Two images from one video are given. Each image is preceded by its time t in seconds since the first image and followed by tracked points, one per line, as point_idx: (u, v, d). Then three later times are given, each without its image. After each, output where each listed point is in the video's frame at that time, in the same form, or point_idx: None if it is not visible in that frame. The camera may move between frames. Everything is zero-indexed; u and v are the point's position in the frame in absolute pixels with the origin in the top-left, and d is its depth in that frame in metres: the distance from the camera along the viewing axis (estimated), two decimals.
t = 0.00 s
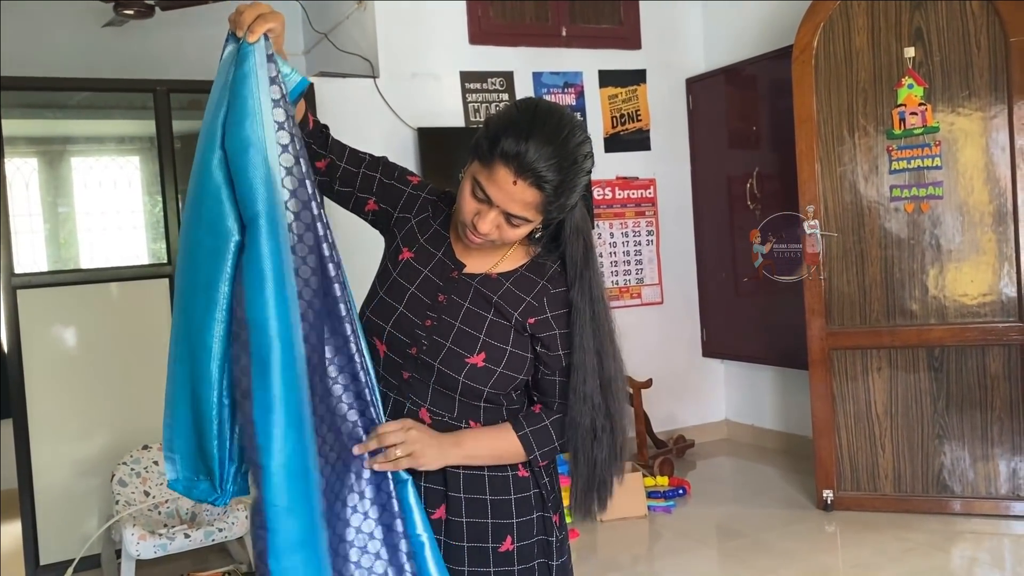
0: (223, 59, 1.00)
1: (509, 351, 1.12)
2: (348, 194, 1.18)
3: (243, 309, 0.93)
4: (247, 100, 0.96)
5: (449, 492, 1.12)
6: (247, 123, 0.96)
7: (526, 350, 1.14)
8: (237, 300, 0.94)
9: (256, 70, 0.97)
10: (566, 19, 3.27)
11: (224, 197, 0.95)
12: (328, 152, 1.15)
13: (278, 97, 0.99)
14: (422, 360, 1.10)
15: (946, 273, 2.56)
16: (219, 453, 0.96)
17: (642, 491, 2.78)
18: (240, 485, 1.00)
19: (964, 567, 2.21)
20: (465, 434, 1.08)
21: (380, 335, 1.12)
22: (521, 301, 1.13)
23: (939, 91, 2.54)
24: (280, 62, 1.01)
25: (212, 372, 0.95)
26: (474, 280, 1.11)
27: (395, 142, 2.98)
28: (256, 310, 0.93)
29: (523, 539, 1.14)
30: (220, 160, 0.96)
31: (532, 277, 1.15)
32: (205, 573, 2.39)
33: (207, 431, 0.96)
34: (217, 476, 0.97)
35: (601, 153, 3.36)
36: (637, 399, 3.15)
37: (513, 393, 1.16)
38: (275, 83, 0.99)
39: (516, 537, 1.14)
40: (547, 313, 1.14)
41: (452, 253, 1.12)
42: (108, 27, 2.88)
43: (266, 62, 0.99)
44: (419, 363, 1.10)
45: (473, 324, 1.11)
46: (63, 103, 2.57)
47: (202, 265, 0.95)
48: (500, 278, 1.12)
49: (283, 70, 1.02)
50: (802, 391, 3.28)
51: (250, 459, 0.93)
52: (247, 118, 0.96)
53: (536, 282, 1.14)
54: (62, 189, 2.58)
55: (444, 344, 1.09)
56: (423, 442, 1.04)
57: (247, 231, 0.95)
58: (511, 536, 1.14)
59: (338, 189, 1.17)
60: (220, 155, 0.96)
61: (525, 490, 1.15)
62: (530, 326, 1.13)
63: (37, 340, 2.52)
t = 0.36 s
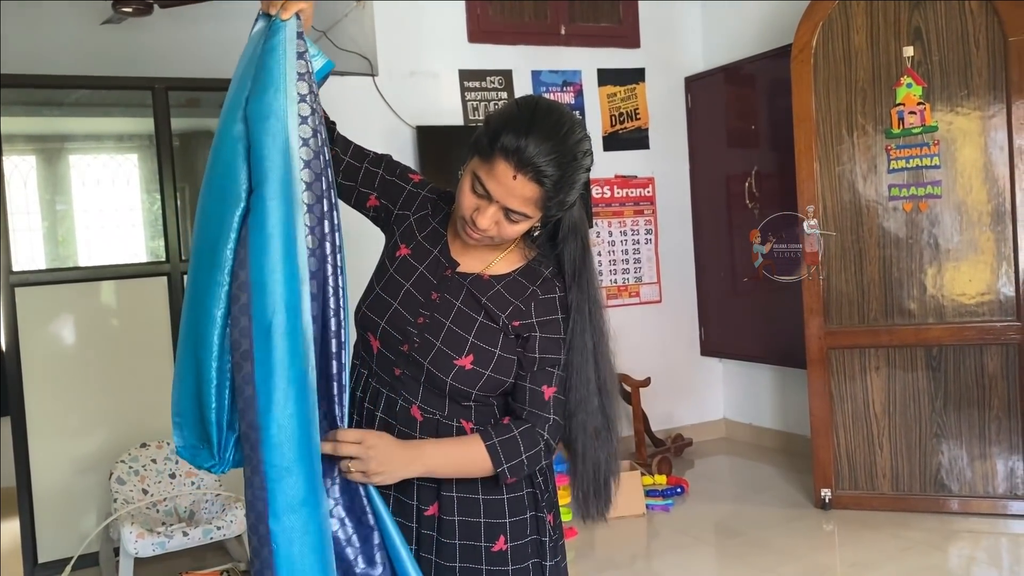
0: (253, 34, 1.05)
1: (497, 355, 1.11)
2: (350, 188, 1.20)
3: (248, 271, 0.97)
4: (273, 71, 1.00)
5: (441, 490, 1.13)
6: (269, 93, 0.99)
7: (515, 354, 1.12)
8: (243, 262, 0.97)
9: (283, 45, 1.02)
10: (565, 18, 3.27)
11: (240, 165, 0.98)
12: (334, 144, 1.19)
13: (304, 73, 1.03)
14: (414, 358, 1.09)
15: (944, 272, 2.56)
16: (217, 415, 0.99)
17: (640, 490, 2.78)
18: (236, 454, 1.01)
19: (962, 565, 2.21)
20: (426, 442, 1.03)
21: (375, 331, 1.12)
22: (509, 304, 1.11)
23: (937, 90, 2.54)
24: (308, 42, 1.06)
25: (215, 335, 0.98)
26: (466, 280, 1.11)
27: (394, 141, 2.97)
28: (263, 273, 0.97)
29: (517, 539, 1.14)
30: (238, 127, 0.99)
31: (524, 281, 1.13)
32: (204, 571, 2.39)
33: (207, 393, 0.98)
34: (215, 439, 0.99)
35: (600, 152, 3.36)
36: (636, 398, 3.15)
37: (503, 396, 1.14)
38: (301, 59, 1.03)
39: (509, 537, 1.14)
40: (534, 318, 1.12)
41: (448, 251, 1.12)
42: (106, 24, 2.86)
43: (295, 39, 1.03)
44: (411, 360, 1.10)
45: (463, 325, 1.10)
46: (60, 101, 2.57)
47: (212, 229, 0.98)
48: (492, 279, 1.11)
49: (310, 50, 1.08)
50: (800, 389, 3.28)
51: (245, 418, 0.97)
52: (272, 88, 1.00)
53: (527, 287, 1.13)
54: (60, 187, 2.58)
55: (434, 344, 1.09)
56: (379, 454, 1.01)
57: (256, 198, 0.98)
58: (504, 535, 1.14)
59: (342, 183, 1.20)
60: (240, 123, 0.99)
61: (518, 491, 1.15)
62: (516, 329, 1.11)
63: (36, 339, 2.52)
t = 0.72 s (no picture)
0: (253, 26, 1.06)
1: (488, 352, 1.10)
2: (350, 186, 1.21)
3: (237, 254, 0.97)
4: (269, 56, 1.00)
5: (435, 488, 1.12)
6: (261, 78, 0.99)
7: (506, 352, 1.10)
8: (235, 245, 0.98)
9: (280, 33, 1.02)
10: (564, 16, 3.27)
11: (232, 150, 0.98)
12: (334, 142, 1.20)
13: (298, 61, 1.04)
14: (407, 354, 1.09)
15: (944, 271, 2.56)
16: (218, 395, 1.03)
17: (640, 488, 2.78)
18: (233, 437, 1.06)
19: (960, 564, 2.21)
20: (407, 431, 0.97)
21: (370, 327, 1.12)
22: (500, 300, 1.10)
23: (937, 89, 2.54)
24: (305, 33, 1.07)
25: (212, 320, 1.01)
26: (459, 276, 1.11)
27: (394, 139, 2.97)
28: (249, 257, 0.96)
29: (511, 537, 1.14)
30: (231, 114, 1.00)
31: (517, 278, 1.12)
32: (203, 569, 2.39)
33: (205, 376, 1.01)
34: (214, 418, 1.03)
35: (599, 151, 3.36)
36: (635, 396, 3.15)
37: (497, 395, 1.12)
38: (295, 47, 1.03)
39: (503, 535, 1.14)
40: (526, 314, 1.09)
41: (444, 248, 1.12)
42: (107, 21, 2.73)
43: (291, 29, 1.04)
44: (404, 357, 1.10)
45: (455, 322, 1.09)
46: (60, 98, 2.56)
47: (208, 214, 1.00)
48: (485, 276, 1.11)
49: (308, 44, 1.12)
50: (799, 388, 3.28)
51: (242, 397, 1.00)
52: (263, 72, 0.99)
53: (520, 284, 1.11)
54: (59, 184, 2.57)
55: (426, 340, 1.08)
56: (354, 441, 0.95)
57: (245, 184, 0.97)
58: (498, 534, 1.13)
59: (341, 181, 1.21)
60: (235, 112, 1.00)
61: (512, 489, 1.15)
62: (508, 325, 1.09)
63: (36, 337, 2.52)
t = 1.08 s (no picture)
0: (252, 26, 1.06)
1: (492, 348, 1.10)
2: (348, 186, 1.21)
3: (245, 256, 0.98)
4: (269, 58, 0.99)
5: (435, 486, 1.12)
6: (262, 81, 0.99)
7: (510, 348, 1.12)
8: (242, 246, 0.99)
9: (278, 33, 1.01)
10: (563, 14, 3.26)
11: (234, 155, 0.99)
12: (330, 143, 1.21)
13: (299, 61, 1.02)
14: (410, 352, 1.09)
15: (942, 270, 2.56)
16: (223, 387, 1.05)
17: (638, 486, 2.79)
18: (241, 425, 1.09)
19: (957, 563, 2.21)
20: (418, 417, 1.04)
21: (371, 326, 1.12)
22: (504, 298, 1.11)
23: (936, 87, 2.53)
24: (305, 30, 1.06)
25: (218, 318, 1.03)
26: (460, 274, 1.11)
27: (393, 137, 2.97)
28: (260, 258, 0.97)
29: (511, 535, 1.14)
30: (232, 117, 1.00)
31: (519, 276, 1.13)
32: (202, 566, 2.39)
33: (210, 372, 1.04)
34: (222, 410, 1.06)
35: (598, 149, 3.36)
36: (634, 394, 3.15)
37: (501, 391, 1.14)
38: (295, 45, 1.02)
39: (503, 533, 1.14)
40: (530, 312, 1.11)
41: (444, 246, 1.12)
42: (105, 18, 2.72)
43: (290, 27, 1.03)
44: (406, 355, 1.10)
45: (458, 319, 1.10)
46: (59, 95, 2.56)
47: (212, 217, 1.00)
48: (487, 274, 1.11)
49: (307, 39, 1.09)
50: (798, 387, 3.28)
51: (250, 391, 0.99)
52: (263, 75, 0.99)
53: (521, 281, 1.12)
54: (57, 181, 2.57)
55: (430, 338, 1.08)
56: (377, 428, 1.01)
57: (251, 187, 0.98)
58: (499, 532, 1.13)
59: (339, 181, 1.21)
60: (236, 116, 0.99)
61: (512, 487, 1.15)
62: (512, 323, 1.11)
63: (35, 335, 2.52)
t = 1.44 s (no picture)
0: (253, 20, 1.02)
1: (479, 343, 1.09)
2: (351, 181, 1.22)
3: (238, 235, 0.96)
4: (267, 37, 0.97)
5: (427, 481, 1.13)
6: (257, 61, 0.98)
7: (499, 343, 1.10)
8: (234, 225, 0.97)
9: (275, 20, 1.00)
10: (563, 11, 3.26)
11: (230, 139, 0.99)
12: (337, 139, 1.22)
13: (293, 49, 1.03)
14: (400, 345, 1.09)
15: (941, 268, 2.56)
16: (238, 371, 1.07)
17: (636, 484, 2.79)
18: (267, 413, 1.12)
19: (956, 561, 2.22)
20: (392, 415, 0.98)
21: (365, 319, 1.13)
22: (492, 291, 1.10)
23: (936, 85, 2.53)
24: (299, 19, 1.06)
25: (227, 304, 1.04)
26: (453, 267, 1.10)
27: (392, 134, 2.97)
28: (252, 235, 0.93)
29: (504, 533, 1.14)
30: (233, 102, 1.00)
31: (510, 270, 1.12)
32: (200, 563, 2.39)
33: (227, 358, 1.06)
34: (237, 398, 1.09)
35: (597, 146, 3.35)
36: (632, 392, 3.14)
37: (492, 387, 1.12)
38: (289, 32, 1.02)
39: (496, 531, 1.13)
40: (517, 306, 1.09)
41: (440, 240, 1.12)
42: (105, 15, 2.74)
43: (286, 15, 1.02)
44: (398, 348, 1.10)
45: (447, 313, 1.09)
46: (58, 92, 2.56)
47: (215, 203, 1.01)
48: (477, 267, 1.10)
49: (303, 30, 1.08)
50: (797, 385, 3.28)
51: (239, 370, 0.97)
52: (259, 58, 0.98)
53: (512, 275, 1.11)
54: (56, 178, 2.58)
55: (419, 331, 1.08)
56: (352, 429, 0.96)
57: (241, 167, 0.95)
58: (491, 529, 1.13)
59: (344, 176, 1.22)
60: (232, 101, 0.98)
61: (505, 485, 1.14)
62: (500, 317, 1.09)
63: (33, 332, 2.52)
